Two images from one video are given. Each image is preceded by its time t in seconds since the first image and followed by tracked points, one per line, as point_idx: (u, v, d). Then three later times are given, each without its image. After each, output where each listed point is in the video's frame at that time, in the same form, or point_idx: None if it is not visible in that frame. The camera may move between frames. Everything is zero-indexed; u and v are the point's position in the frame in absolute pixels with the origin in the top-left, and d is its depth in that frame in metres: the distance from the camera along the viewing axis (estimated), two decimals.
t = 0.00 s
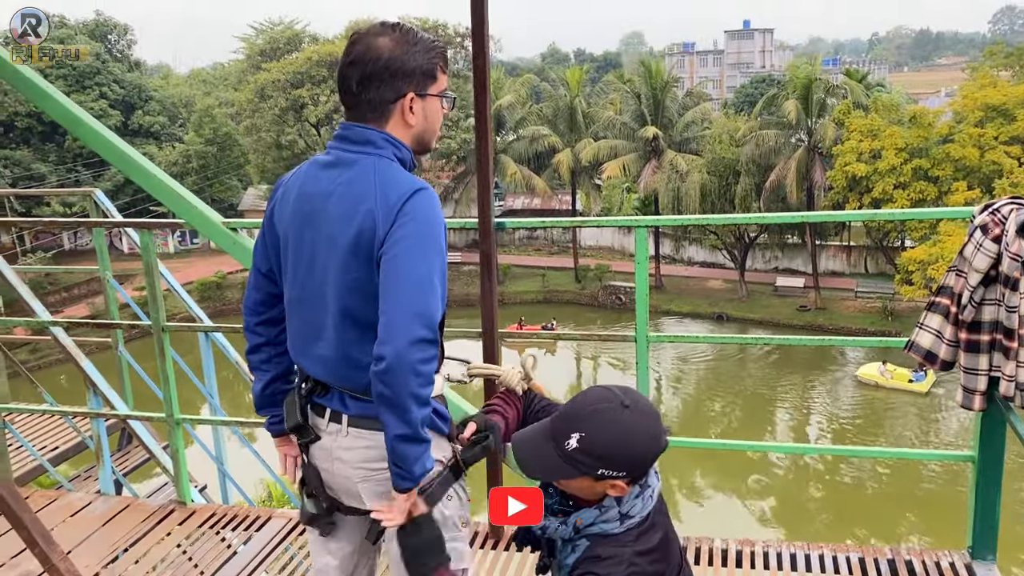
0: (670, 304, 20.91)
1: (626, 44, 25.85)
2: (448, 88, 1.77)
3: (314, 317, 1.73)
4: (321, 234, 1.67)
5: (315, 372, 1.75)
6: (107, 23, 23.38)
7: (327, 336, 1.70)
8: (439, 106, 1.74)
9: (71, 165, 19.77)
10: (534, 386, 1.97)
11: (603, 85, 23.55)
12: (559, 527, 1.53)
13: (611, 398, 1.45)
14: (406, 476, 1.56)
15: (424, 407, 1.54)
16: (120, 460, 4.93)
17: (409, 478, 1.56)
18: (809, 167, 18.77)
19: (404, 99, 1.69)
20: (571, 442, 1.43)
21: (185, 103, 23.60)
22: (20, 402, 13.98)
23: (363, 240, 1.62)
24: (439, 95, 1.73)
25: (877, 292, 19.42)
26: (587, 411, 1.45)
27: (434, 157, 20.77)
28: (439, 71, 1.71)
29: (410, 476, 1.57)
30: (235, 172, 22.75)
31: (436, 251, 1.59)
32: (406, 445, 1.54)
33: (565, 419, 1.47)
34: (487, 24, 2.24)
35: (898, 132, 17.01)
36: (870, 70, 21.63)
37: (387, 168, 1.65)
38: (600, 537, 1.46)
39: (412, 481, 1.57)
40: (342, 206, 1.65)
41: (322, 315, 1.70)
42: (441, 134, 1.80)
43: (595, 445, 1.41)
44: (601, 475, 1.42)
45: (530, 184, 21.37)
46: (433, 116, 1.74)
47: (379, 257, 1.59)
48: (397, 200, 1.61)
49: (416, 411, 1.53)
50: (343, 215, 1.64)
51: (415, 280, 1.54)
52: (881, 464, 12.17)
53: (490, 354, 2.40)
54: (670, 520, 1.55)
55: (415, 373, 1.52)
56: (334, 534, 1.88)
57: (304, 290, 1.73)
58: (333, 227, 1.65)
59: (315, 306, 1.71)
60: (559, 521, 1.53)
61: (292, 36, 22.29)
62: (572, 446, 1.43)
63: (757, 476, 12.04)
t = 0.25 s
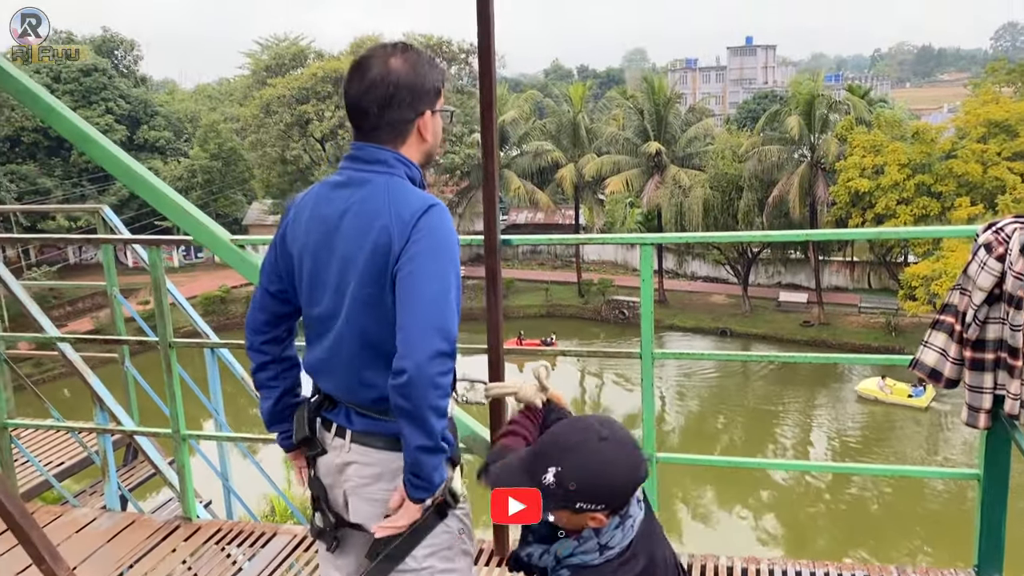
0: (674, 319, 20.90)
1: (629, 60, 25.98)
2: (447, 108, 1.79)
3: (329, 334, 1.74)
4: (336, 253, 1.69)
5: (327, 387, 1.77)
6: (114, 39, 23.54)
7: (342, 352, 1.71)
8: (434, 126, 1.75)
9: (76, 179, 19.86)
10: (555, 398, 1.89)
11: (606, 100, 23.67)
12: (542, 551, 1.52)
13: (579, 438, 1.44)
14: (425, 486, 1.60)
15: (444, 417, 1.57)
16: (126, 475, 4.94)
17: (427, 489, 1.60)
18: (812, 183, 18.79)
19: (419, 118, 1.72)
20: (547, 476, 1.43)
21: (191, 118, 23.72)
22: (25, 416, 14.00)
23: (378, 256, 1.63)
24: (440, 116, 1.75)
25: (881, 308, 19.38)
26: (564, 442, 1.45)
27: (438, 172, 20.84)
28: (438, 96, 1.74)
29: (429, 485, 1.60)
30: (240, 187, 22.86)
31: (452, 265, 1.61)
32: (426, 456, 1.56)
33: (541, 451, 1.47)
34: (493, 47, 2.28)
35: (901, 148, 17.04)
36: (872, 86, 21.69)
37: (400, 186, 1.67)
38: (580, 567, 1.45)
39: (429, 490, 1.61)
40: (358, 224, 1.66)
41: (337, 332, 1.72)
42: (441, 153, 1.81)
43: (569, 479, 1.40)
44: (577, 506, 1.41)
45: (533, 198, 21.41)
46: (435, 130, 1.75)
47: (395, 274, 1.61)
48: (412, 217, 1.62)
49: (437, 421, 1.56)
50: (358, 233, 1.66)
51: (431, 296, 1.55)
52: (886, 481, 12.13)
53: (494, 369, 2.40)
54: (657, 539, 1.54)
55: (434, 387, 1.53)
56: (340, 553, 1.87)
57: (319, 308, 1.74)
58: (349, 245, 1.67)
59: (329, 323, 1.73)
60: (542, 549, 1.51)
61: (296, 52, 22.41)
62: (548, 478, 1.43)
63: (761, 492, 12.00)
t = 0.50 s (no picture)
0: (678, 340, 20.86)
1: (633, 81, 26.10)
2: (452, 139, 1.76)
3: (329, 352, 1.71)
4: (337, 270, 1.67)
5: (325, 407, 1.72)
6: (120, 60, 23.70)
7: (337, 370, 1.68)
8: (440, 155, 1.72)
9: (81, 199, 19.93)
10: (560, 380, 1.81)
11: (609, 121, 23.76)
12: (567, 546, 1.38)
13: (561, 425, 1.30)
14: (406, 514, 1.55)
15: (419, 444, 1.51)
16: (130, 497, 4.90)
17: (408, 512, 1.55)
18: (816, 204, 18.81)
19: (436, 143, 1.70)
20: (553, 473, 1.28)
21: (196, 138, 23.82)
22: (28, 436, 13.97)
23: (370, 276, 1.61)
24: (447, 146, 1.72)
25: (886, 329, 19.33)
26: (547, 431, 1.31)
27: (442, 192, 20.89)
28: (449, 125, 1.71)
29: (410, 511, 1.56)
30: (244, 207, 22.91)
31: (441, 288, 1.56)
32: (400, 480, 1.52)
33: (527, 450, 1.32)
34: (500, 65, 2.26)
35: (905, 170, 17.05)
36: (876, 107, 21.75)
37: (403, 209, 1.64)
38: (616, 534, 1.33)
39: (413, 515, 1.56)
40: (356, 243, 1.64)
41: (334, 350, 1.68)
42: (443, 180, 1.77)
43: (576, 466, 1.27)
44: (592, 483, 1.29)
45: (537, 219, 21.45)
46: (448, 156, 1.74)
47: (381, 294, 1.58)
48: (405, 237, 1.59)
49: (409, 445, 1.50)
50: (356, 252, 1.63)
51: (416, 315, 1.51)
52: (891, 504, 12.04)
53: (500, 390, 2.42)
54: (662, 473, 1.46)
55: (408, 409, 1.48)
56: None
57: (319, 326, 1.71)
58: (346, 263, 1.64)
59: (328, 343, 1.70)
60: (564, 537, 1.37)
61: (301, 73, 22.53)
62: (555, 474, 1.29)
63: (765, 515, 11.91)
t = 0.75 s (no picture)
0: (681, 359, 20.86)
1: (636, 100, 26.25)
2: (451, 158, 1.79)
3: (336, 375, 1.72)
4: (343, 292, 1.67)
5: (333, 429, 1.72)
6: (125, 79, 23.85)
7: (345, 393, 1.68)
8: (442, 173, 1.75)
9: (86, 217, 20.00)
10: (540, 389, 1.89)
11: (612, 139, 23.86)
12: (631, 479, 1.28)
13: (623, 331, 1.24)
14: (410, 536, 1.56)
15: (428, 465, 1.52)
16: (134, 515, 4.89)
17: (415, 534, 1.56)
18: (818, 223, 18.85)
19: (438, 162, 1.72)
20: (625, 385, 1.22)
21: (200, 156, 23.92)
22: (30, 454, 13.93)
23: (377, 300, 1.61)
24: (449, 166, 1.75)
25: (889, 348, 19.32)
26: (601, 351, 1.25)
27: (445, 210, 20.95)
28: (448, 145, 1.73)
29: (416, 533, 1.56)
30: (248, 225, 22.96)
31: (448, 309, 1.58)
32: (406, 504, 1.54)
33: (588, 369, 1.24)
34: (508, 87, 2.31)
35: (908, 189, 17.10)
36: (878, 127, 21.88)
37: (407, 230, 1.65)
38: (682, 444, 1.28)
39: (418, 537, 1.57)
40: (362, 265, 1.65)
41: (342, 372, 1.69)
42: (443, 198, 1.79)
43: (646, 370, 1.22)
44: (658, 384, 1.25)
45: (540, 237, 21.51)
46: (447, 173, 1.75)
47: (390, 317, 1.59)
48: (412, 259, 1.61)
49: (417, 468, 1.51)
50: (363, 274, 1.64)
51: (425, 339, 1.53)
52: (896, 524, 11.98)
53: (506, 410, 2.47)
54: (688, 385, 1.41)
55: (417, 433, 1.49)
56: None
57: (325, 348, 1.71)
58: (352, 286, 1.65)
59: (334, 364, 1.70)
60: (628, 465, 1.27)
61: (306, 92, 22.65)
62: (625, 388, 1.22)
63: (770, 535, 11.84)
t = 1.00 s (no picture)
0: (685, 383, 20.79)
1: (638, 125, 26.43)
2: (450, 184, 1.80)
3: (349, 407, 1.72)
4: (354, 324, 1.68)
5: (345, 462, 1.73)
6: (131, 102, 24.06)
7: (360, 424, 1.69)
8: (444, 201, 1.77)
9: (91, 239, 20.08)
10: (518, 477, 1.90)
11: (614, 163, 23.95)
12: (701, 372, 1.64)
13: (684, 240, 1.59)
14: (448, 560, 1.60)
15: (461, 491, 1.55)
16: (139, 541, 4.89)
17: (452, 559, 1.60)
18: (821, 247, 18.88)
19: (439, 189, 1.74)
20: (687, 281, 1.59)
21: (205, 179, 24.05)
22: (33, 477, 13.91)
23: (396, 330, 1.62)
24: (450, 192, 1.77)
25: (893, 372, 19.23)
26: (660, 263, 1.60)
27: (449, 233, 20.98)
28: (447, 171, 1.75)
29: (451, 556, 1.60)
30: (251, 247, 23.16)
31: (467, 338, 1.60)
32: (445, 531, 1.57)
33: (656, 274, 1.60)
34: (514, 115, 2.35)
35: (911, 213, 17.10)
36: (881, 151, 21.94)
37: (418, 260, 1.66)
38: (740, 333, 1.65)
39: (456, 562, 1.61)
40: (375, 297, 1.65)
41: (355, 402, 1.70)
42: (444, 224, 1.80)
43: (706, 268, 1.59)
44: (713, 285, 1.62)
45: (543, 260, 21.52)
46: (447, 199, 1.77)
47: (411, 347, 1.60)
48: (428, 289, 1.62)
49: (452, 495, 1.54)
50: (376, 307, 1.65)
51: (447, 369, 1.55)
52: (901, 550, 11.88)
53: (512, 440, 2.48)
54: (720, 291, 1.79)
55: (450, 461, 1.52)
56: None
57: (336, 380, 1.72)
58: (366, 318, 1.66)
59: (348, 395, 1.71)
60: (696, 362, 1.64)
61: (311, 115, 22.79)
62: (687, 283, 1.59)
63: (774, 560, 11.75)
